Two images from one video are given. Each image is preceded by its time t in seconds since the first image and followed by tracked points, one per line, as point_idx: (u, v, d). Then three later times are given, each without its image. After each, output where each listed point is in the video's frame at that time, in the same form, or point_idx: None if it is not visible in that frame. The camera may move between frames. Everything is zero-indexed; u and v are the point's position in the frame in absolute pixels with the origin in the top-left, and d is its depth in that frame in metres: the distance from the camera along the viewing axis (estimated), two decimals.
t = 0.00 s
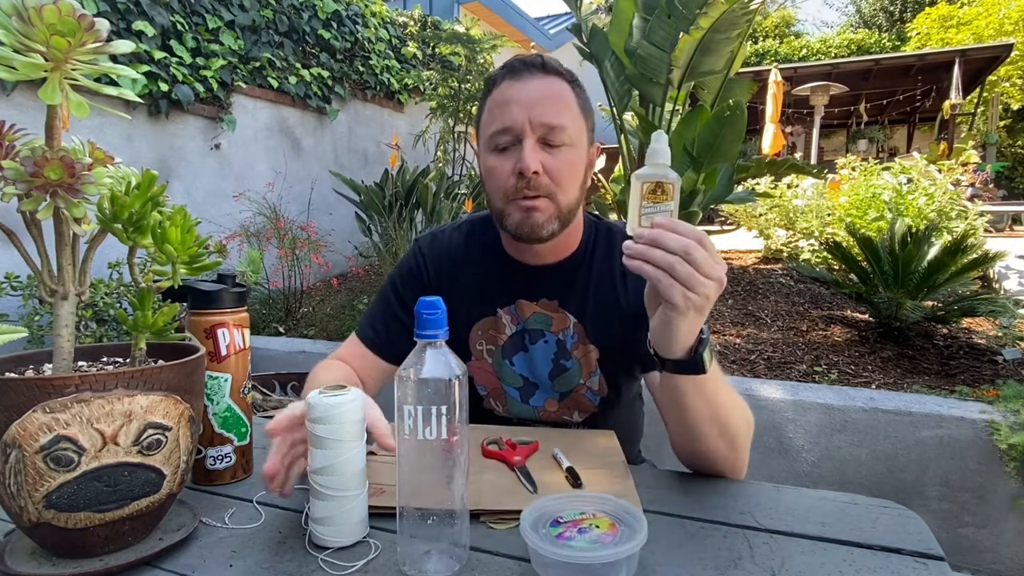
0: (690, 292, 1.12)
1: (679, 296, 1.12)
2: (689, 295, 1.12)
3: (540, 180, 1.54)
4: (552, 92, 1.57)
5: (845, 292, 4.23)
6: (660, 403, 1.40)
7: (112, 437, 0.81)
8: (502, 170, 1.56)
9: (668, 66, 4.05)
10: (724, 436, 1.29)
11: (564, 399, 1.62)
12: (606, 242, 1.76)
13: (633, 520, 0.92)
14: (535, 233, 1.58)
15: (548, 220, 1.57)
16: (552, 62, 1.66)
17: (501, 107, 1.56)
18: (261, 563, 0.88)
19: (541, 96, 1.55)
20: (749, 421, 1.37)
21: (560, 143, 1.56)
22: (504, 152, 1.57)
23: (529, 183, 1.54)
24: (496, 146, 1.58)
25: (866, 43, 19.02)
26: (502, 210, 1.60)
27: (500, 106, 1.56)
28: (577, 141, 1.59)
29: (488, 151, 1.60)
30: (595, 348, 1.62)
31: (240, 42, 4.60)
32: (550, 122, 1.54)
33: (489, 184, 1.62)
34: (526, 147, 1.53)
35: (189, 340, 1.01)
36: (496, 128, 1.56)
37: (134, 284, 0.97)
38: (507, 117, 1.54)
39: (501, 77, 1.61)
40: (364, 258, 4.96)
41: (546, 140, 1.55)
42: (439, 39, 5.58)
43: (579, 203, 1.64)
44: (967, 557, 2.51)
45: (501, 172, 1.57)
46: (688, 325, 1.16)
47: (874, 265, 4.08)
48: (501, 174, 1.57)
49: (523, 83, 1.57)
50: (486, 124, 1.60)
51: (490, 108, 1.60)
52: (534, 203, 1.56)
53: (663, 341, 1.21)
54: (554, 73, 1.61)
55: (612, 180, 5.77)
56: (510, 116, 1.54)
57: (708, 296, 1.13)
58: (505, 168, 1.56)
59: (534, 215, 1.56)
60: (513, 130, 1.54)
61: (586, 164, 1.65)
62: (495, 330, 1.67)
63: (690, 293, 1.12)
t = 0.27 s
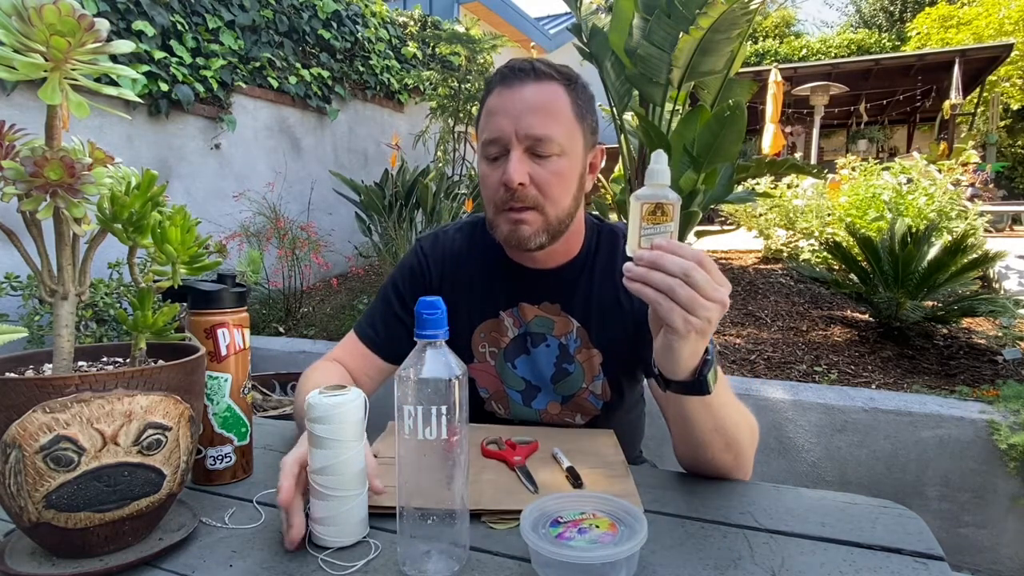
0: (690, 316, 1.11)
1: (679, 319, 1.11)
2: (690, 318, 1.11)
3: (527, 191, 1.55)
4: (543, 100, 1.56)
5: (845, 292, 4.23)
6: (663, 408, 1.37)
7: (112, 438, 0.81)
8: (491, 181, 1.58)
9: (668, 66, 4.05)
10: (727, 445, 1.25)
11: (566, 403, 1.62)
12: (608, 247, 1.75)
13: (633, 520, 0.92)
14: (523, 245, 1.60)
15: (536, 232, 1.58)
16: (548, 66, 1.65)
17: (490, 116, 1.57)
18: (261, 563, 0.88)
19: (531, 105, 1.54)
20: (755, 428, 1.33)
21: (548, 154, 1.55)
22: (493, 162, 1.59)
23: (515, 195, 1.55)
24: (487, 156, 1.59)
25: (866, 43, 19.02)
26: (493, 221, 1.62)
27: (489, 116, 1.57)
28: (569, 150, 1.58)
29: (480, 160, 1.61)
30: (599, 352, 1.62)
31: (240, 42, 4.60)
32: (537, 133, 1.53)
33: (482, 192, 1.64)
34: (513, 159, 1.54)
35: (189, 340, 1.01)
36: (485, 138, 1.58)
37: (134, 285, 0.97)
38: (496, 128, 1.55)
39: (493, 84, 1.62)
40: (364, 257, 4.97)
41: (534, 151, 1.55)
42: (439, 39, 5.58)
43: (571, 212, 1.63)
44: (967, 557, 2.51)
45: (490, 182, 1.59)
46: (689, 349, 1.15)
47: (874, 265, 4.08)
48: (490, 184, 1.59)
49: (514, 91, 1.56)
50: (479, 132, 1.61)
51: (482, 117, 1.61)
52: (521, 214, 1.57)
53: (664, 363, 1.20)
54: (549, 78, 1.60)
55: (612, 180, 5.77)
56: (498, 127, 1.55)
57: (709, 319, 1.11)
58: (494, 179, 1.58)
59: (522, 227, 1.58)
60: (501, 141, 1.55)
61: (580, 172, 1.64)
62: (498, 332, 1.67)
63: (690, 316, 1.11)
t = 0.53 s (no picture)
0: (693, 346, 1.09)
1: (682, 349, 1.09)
2: (691, 349, 1.09)
3: (526, 191, 1.56)
4: (545, 99, 1.56)
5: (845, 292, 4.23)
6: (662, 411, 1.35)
7: (112, 437, 0.81)
8: (492, 180, 1.59)
9: (668, 66, 4.05)
10: (726, 451, 1.22)
11: (568, 401, 1.62)
12: (610, 245, 1.75)
13: (633, 520, 0.92)
14: (522, 244, 1.60)
15: (534, 232, 1.59)
16: (552, 65, 1.65)
17: (491, 115, 1.58)
18: (261, 563, 0.88)
19: (532, 104, 1.54)
20: (754, 433, 1.31)
21: (549, 154, 1.56)
22: (494, 162, 1.59)
23: (514, 194, 1.56)
24: (489, 154, 1.60)
25: (866, 43, 19.03)
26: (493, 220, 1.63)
27: (491, 115, 1.58)
28: (570, 150, 1.58)
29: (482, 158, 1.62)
30: (601, 351, 1.62)
31: (240, 42, 4.60)
32: (537, 132, 1.54)
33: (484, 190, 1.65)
34: (513, 158, 1.55)
35: (189, 340, 1.01)
36: (487, 137, 1.59)
37: (134, 285, 0.97)
38: (498, 127, 1.56)
39: (497, 83, 1.62)
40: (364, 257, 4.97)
41: (534, 151, 1.55)
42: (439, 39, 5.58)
43: (571, 212, 1.63)
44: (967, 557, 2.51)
45: (491, 181, 1.60)
46: (691, 377, 1.15)
47: (874, 265, 4.08)
48: (491, 184, 1.60)
49: (516, 90, 1.56)
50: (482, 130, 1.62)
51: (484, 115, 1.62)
52: (521, 214, 1.58)
53: (667, 390, 1.19)
54: (552, 78, 1.60)
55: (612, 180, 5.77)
56: (500, 126, 1.55)
57: (711, 348, 1.09)
58: (494, 178, 1.59)
59: (521, 226, 1.58)
60: (503, 140, 1.56)
61: (581, 173, 1.64)
62: (500, 331, 1.67)
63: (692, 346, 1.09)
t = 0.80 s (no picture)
0: (699, 377, 1.10)
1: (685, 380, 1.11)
2: (696, 381, 1.11)
3: (534, 185, 1.56)
4: (553, 95, 1.57)
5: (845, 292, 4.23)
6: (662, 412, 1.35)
7: (112, 437, 0.81)
8: (500, 174, 1.59)
9: (668, 66, 4.06)
10: (728, 459, 1.23)
11: (568, 397, 1.61)
12: (609, 243, 1.77)
13: (633, 520, 0.92)
14: (529, 238, 1.60)
15: (541, 226, 1.59)
16: (559, 64, 1.67)
17: (500, 109, 1.58)
18: (261, 563, 0.88)
19: (541, 100, 1.56)
20: (755, 438, 1.31)
21: (557, 149, 1.57)
22: (502, 155, 1.59)
23: (523, 188, 1.56)
24: (495, 148, 1.60)
25: (866, 43, 19.03)
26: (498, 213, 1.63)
27: (499, 109, 1.58)
28: (577, 147, 1.60)
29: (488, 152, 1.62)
30: (601, 346, 1.63)
31: (240, 42, 4.60)
32: (546, 127, 1.55)
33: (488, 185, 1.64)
34: (523, 152, 1.55)
35: (189, 340, 1.01)
36: (495, 131, 1.59)
37: (134, 284, 0.97)
38: (507, 121, 1.56)
39: (503, 79, 1.63)
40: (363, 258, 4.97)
41: (543, 145, 1.57)
42: (439, 39, 5.58)
43: (576, 208, 1.65)
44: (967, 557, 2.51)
45: (498, 175, 1.59)
46: (695, 407, 1.17)
47: (874, 265, 4.08)
48: (498, 178, 1.60)
49: (525, 85, 1.57)
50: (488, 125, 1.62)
51: (491, 110, 1.62)
52: (528, 208, 1.58)
53: (670, 415, 1.21)
54: (559, 75, 1.61)
55: (612, 180, 5.77)
56: (509, 120, 1.56)
57: (717, 380, 1.10)
58: (502, 172, 1.59)
59: (528, 220, 1.58)
60: (511, 134, 1.56)
61: (586, 170, 1.67)
62: (501, 327, 1.68)
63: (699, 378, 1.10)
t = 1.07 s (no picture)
0: (709, 371, 1.09)
1: (696, 374, 1.10)
2: (705, 374, 1.10)
3: (548, 182, 1.56)
4: (560, 94, 1.58)
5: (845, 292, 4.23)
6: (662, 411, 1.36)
7: (112, 437, 0.81)
8: (509, 172, 1.58)
9: (668, 66, 4.06)
10: (730, 458, 1.23)
11: (567, 399, 1.61)
12: (603, 244, 1.79)
13: (633, 520, 0.92)
14: (540, 236, 1.61)
15: (553, 224, 1.60)
16: (558, 64, 1.68)
17: (508, 107, 1.56)
18: (261, 563, 0.88)
19: (548, 99, 1.56)
20: (755, 436, 1.32)
21: (568, 146, 1.57)
22: (511, 153, 1.58)
23: (536, 185, 1.56)
24: (502, 146, 1.58)
25: (866, 43, 19.03)
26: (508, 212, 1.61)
27: (506, 107, 1.57)
28: (585, 145, 1.61)
29: (494, 150, 1.60)
30: (600, 346, 1.64)
31: (240, 42, 4.60)
32: (557, 125, 1.55)
33: (494, 184, 1.62)
34: (534, 149, 1.55)
35: (189, 340, 1.01)
36: (502, 129, 1.57)
37: (134, 284, 0.97)
38: (516, 118, 1.55)
39: (507, 77, 1.62)
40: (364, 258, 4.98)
41: (554, 143, 1.56)
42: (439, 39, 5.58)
43: (584, 205, 1.66)
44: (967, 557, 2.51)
45: (507, 173, 1.58)
46: (704, 402, 1.16)
47: (874, 265, 4.08)
48: (507, 176, 1.58)
49: (530, 84, 1.57)
50: (492, 124, 1.60)
51: (495, 108, 1.60)
52: (539, 205, 1.58)
53: (678, 410, 1.21)
54: (563, 75, 1.63)
55: (612, 180, 5.77)
56: (518, 117, 1.55)
57: (726, 373, 1.09)
58: (512, 169, 1.57)
59: (540, 217, 1.58)
60: (521, 131, 1.55)
61: (591, 168, 1.67)
62: (499, 330, 1.67)
63: (709, 372, 1.09)
